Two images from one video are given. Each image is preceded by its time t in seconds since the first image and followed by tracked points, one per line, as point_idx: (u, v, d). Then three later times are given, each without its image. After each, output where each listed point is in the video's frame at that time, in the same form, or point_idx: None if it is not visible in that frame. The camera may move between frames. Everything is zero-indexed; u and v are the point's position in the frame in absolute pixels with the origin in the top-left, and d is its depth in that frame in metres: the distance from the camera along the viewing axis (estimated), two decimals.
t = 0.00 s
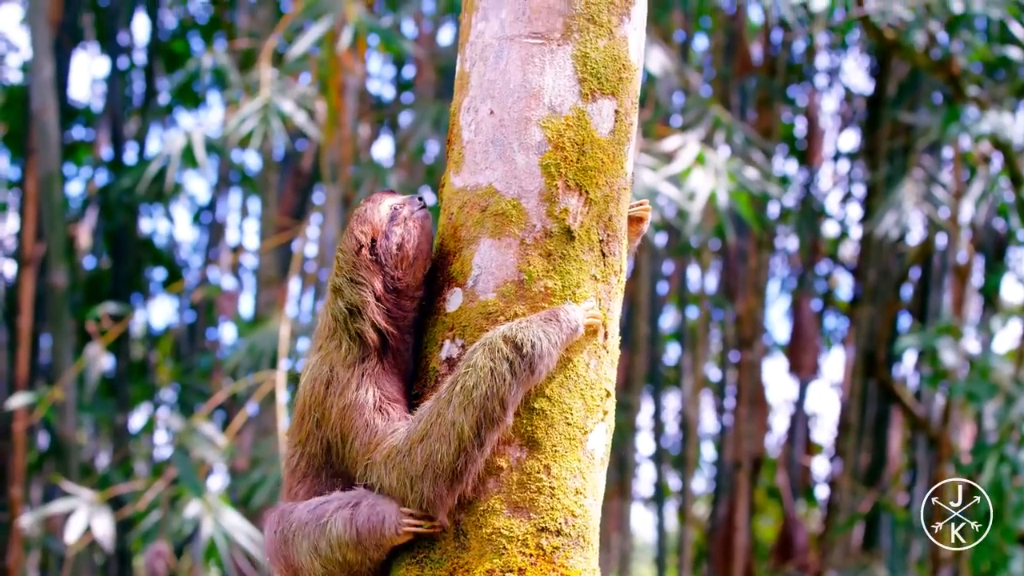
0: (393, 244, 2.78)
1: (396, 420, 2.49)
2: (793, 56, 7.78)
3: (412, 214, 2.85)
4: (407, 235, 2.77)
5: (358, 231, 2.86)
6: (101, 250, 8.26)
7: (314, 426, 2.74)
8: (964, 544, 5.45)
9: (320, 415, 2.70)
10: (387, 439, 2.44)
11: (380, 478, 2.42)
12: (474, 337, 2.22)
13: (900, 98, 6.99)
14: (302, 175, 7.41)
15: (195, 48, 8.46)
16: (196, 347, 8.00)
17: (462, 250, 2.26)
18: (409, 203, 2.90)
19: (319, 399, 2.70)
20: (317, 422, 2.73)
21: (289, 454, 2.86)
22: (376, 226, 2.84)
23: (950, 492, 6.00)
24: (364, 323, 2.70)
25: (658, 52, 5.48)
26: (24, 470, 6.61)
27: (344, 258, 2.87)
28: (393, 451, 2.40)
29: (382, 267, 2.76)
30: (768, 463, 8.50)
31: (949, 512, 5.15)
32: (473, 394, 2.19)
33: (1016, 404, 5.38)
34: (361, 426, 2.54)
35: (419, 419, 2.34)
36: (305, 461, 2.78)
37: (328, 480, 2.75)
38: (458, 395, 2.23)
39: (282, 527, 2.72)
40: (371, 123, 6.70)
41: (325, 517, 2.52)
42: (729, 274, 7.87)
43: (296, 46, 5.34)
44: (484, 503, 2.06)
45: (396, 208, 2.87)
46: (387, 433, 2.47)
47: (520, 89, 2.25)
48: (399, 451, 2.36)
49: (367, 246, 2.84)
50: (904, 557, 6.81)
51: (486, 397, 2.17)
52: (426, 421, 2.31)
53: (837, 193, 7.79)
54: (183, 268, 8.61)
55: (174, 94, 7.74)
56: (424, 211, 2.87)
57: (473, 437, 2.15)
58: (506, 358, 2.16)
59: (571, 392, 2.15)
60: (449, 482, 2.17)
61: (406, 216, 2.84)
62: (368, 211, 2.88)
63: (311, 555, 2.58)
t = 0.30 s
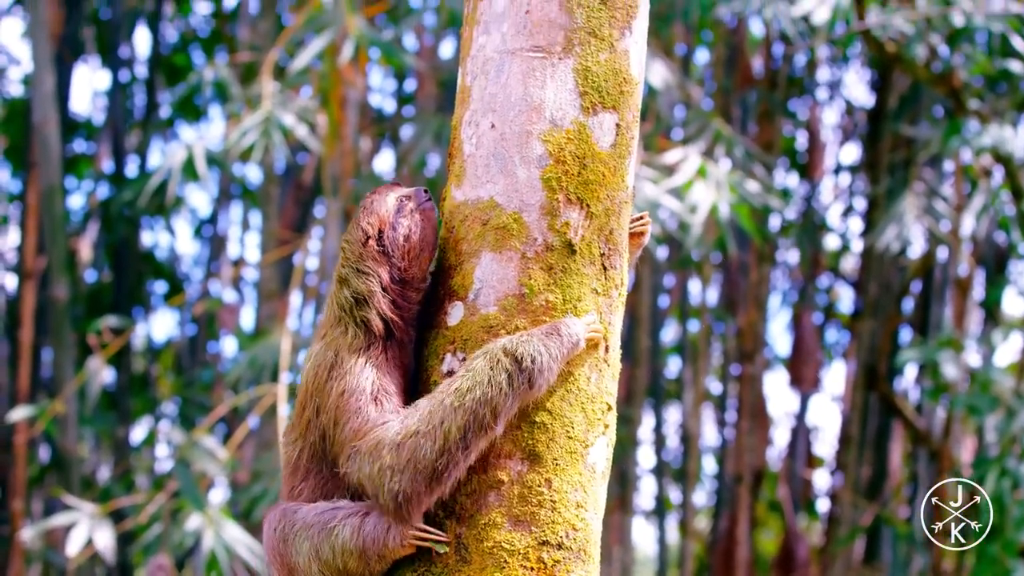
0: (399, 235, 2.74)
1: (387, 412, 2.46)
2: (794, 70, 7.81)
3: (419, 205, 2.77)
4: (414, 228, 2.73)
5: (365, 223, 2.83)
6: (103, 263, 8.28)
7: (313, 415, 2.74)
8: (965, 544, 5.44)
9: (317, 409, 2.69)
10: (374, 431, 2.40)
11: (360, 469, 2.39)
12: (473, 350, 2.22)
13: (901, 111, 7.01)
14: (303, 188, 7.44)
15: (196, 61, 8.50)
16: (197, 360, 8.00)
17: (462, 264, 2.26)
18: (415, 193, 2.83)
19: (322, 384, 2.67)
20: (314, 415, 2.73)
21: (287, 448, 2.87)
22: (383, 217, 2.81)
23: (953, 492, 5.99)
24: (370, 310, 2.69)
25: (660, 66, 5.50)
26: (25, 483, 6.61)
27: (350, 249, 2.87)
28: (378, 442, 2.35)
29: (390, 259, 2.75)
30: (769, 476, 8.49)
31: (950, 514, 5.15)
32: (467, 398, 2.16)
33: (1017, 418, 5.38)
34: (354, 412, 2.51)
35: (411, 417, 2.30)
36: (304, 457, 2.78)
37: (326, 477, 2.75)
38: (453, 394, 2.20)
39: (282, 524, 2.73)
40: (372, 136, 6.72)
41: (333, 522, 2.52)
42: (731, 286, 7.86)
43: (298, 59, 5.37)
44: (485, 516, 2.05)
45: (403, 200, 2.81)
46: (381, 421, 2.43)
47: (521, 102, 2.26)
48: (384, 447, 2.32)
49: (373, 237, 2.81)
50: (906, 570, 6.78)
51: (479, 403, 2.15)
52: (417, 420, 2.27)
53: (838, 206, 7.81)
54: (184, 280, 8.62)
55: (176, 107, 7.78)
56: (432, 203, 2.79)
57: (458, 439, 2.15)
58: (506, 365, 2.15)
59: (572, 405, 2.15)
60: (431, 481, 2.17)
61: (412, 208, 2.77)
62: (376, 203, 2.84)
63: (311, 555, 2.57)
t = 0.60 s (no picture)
0: (402, 225, 2.80)
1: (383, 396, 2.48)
2: (795, 82, 7.83)
3: (420, 196, 2.79)
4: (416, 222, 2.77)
5: (368, 213, 2.90)
6: (104, 275, 8.29)
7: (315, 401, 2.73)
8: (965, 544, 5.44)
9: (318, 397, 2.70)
10: (366, 413, 2.45)
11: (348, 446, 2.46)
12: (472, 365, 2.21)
13: (902, 124, 7.01)
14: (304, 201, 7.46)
15: (197, 74, 8.53)
16: (198, 372, 8.00)
17: (463, 276, 2.25)
18: (417, 184, 2.86)
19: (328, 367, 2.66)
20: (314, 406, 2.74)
21: (287, 442, 2.87)
22: (385, 207, 2.86)
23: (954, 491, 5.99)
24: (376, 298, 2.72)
25: (661, 78, 5.52)
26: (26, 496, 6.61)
27: (354, 240, 2.92)
28: (368, 424, 2.42)
29: (394, 248, 2.81)
30: (771, 489, 8.47)
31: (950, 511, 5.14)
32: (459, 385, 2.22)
33: (1018, 431, 5.38)
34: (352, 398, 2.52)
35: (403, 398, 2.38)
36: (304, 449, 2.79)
37: (325, 475, 2.75)
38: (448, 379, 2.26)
39: (283, 524, 2.74)
40: (374, 149, 6.74)
41: (338, 529, 2.52)
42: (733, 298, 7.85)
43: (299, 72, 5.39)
44: (486, 529, 2.05)
45: (406, 190, 2.84)
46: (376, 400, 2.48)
47: (522, 115, 2.27)
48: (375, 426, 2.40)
49: (377, 227, 2.87)
50: None
51: (469, 391, 2.19)
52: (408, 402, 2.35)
53: (839, 219, 7.82)
54: (186, 293, 8.63)
55: (177, 120, 7.81)
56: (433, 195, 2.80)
57: (447, 425, 2.21)
58: (494, 354, 2.17)
59: (574, 418, 2.12)
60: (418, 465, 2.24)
61: (415, 199, 2.80)
62: (378, 194, 2.90)
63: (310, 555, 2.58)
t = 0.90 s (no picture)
0: (397, 215, 2.98)
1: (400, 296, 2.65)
2: (796, 93, 7.84)
3: (414, 187, 3.02)
4: (413, 211, 2.98)
5: (361, 206, 3.02)
6: (106, 286, 8.31)
7: (330, 374, 2.80)
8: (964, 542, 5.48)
9: (331, 371, 2.79)
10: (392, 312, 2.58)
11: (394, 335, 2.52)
12: (476, 376, 2.18)
13: (904, 134, 7.01)
14: (306, 212, 7.49)
15: (199, 85, 8.56)
16: (201, 383, 8.01)
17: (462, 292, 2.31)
18: (411, 176, 3.06)
19: (335, 342, 2.79)
20: (328, 380, 2.80)
21: (296, 432, 2.93)
22: (380, 196, 3.01)
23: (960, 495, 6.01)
24: (365, 281, 2.86)
25: (663, 89, 5.53)
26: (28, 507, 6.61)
27: (348, 232, 3.03)
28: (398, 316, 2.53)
29: (388, 237, 2.95)
30: (773, 500, 8.47)
31: (949, 510, 5.16)
32: (450, 216, 2.39)
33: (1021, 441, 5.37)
34: (370, 334, 2.66)
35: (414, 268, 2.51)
36: (314, 430, 2.84)
37: (330, 470, 2.79)
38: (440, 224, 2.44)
39: (287, 522, 2.76)
40: (376, 160, 6.76)
41: (342, 536, 2.52)
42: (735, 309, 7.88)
43: (301, 83, 5.42)
44: (489, 540, 2.06)
45: (399, 181, 3.02)
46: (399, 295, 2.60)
47: (526, 127, 2.30)
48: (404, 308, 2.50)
49: (371, 219, 2.99)
50: None
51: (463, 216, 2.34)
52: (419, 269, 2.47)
53: (840, 229, 7.83)
54: (188, 304, 8.65)
55: (179, 131, 7.84)
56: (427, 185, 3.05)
57: (460, 255, 2.32)
58: (464, 179, 2.37)
59: (576, 429, 2.12)
60: (455, 308, 2.32)
61: (410, 189, 3.01)
62: (373, 185, 3.04)
63: (311, 558, 2.60)
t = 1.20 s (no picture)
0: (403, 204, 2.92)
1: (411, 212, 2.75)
2: (799, 99, 7.85)
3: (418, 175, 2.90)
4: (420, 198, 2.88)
5: (367, 196, 2.99)
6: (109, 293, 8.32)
7: (342, 339, 2.81)
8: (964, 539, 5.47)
9: (342, 339, 2.81)
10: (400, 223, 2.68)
11: (402, 228, 2.64)
12: (480, 381, 2.17)
13: (907, 139, 7.00)
14: (309, 219, 7.51)
15: (202, 91, 8.59)
16: (204, 390, 8.01)
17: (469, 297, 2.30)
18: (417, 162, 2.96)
19: (343, 309, 2.82)
20: (339, 348, 2.81)
21: (304, 413, 2.92)
22: (384, 186, 2.95)
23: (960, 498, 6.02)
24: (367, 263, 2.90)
25: (665, 95, 5.54)
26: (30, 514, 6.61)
27: (354, 223, 3.00)
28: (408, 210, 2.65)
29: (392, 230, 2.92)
30: (776, 506, 8.46)
31: (949, 509, 5.18)
32: (469, 107, 2.50)
33: None
34: (383, 271, 2.69)
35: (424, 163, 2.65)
36: (323, 404, 2.82)
37: (335, 460, 2.77)
38: (456, 112, 2.55)
39: (293, 516, 2.75)
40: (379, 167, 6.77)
41: (349, 539, 2.51)
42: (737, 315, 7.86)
43: (304, 89, 5.43)
44: (492, 546, 2.05)
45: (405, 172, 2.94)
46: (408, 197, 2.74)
47: (530, 134, 2.32)
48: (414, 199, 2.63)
49: (375, 210, 2.96)
50: None
51: (482, 108, 2.46)
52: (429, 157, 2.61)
53: (843, 235, 7.83)
54: (191, 311, 8.66)
55: (182, 138, 7.86)
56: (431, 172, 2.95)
57: (473, 144, 2.44)
58: (492, 72, 2.46)
59: (579, 435, 2.12)
60: (461, 197, 2.45)
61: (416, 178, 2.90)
62: (376, 175, 2.98)
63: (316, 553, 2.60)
